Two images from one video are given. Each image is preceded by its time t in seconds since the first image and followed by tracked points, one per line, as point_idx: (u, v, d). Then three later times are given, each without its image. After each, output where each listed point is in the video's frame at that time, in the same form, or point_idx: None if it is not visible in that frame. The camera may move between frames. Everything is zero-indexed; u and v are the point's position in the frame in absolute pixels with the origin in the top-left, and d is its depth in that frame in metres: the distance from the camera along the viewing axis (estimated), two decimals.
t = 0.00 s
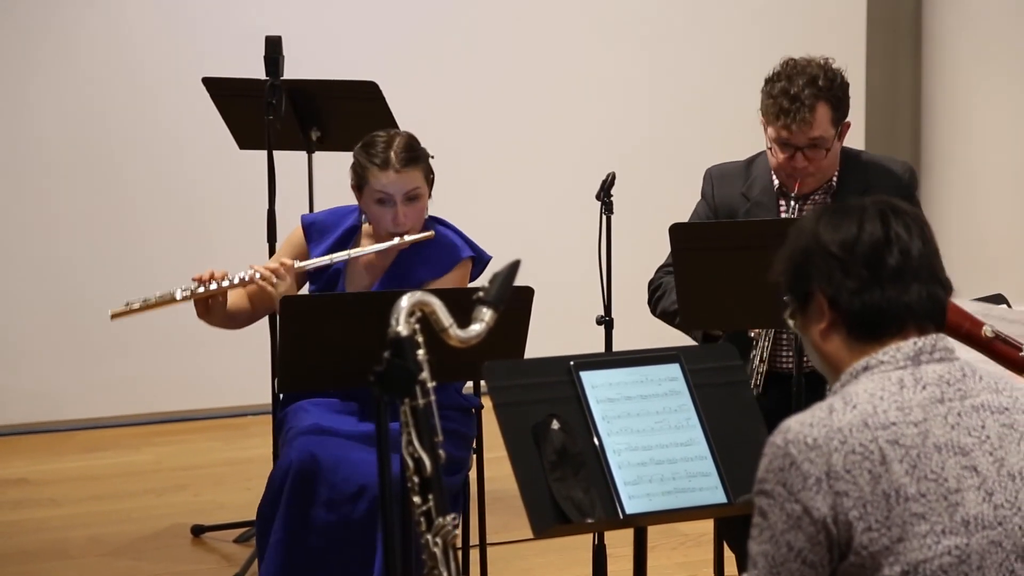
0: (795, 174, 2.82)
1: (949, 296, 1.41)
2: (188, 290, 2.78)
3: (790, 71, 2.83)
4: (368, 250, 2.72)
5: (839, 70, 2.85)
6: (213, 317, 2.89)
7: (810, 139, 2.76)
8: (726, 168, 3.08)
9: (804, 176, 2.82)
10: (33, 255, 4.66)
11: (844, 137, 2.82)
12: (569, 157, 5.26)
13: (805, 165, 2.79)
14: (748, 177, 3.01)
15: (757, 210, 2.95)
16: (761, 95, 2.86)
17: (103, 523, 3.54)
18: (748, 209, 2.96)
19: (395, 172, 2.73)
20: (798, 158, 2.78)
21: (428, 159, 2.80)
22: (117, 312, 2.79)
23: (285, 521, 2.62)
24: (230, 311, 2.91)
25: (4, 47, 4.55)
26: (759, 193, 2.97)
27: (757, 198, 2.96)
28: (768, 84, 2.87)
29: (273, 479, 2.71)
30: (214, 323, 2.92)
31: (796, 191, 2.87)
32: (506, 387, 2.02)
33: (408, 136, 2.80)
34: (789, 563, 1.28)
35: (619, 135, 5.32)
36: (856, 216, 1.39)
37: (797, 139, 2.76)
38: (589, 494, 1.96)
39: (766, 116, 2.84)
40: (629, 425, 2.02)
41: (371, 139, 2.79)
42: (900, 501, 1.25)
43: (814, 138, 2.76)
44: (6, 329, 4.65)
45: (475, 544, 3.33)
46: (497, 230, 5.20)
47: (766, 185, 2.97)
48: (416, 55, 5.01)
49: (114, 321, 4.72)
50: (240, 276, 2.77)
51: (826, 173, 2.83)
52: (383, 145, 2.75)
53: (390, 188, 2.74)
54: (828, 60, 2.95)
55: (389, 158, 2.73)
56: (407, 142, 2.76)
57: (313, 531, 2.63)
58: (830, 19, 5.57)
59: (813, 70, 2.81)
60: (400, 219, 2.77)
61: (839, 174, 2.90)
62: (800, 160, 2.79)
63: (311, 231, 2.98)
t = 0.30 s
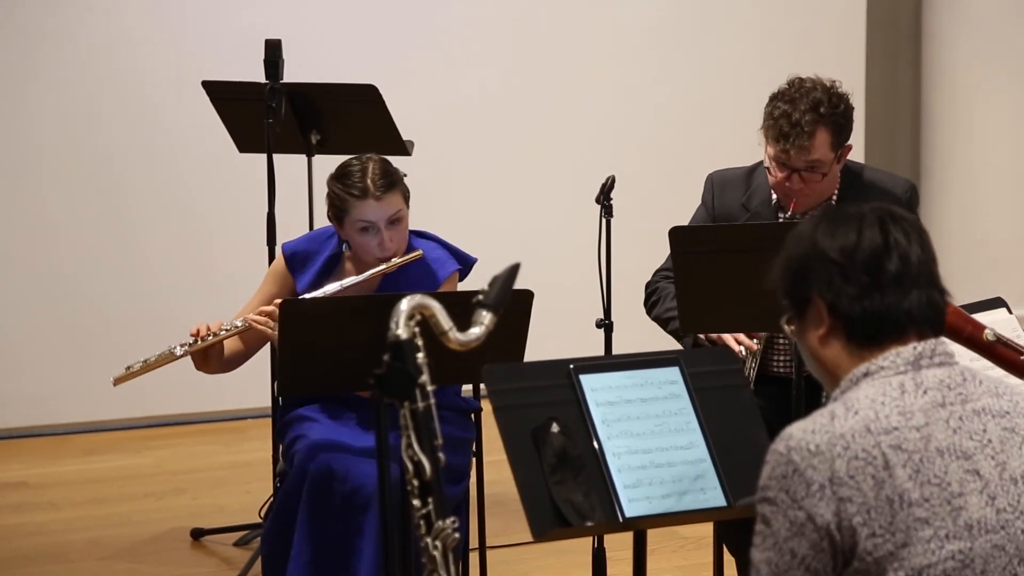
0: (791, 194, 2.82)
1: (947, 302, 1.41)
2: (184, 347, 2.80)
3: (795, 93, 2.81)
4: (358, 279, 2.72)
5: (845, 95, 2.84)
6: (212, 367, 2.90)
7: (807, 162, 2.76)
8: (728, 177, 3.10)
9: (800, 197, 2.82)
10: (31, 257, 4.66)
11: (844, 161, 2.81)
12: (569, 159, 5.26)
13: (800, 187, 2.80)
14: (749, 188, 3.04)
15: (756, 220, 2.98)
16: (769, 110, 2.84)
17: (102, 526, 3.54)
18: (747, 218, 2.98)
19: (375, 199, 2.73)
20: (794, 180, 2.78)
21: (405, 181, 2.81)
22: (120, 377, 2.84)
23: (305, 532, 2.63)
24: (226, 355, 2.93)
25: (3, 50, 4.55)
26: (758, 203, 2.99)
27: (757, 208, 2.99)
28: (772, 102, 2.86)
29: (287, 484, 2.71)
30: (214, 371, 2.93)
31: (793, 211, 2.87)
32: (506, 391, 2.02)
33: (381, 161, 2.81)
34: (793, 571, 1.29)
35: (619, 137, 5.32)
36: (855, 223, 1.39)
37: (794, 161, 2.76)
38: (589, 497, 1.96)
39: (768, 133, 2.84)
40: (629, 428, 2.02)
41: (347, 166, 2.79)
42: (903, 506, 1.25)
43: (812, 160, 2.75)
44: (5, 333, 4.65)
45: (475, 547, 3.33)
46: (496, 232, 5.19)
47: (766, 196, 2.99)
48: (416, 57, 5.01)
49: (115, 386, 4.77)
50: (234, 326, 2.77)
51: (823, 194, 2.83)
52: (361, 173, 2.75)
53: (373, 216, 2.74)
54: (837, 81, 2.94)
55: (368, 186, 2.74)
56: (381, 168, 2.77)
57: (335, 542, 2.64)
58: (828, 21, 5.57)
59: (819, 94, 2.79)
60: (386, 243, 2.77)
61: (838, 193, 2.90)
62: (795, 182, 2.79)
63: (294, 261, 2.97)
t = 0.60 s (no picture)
0: (796, 152, 2.83)
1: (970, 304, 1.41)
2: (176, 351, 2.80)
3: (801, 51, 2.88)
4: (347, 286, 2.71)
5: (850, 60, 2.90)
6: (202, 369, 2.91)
7: (813, 113, 2.79)
8: (733, 159, 3.08)
9: (806, 155, 2.83)
10: (30, 256, 4.66)
11: (850, 123, 2.84)
12: (568, 159, 5.26)
13: (806, 143, 2.81)
14: (753, 166, 3.02)
15: (760, 198, 2.95)
16: (773, 71, 2.90)
17: (101, 528, 3.54)
18: (751, 197, 2.96)
19: (372, 208, 2.73)
20: (801, 134, 2.81)
21: (401, 188, 2.81)
22: (111, 381, 2.85)
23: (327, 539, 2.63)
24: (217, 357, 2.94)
25: (3, 52, 4.56)
26: (763, 179, 2.97)
27: (761, 184, 2.96)
28: (774, 67, 2.93)
29: (296, 492, 2.69)
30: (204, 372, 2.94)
31: (796, 172, 2.87)
32: (506, 392, 2.01)
33: (377, 167, 2.80)
34: (791, 566, 1.30)
35: (619, 137, 5.32)
36: (884, 217, 1.38)
37: (800, 112, 2.80)
38: (589, 499, 1.96)
39: (774, 93, 2.89)
40: (629, 429, 2.02)
41: (342, 172, 2.79)
42: (909, 509, 1.25)
43: (819, 113, 2.80)
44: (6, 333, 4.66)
45: (475, 549, 3.33)
46: (496, 233, 5.19)
47: (770, 173, 2.97)
48: (416, 57, 5.01)
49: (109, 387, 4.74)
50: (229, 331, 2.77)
51: (827, 156, 2.84)
52: (358, 179, 2.75)
53: (369, 223, 2.74)
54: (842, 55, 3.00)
55: (365, 194, 2.73)
56: (379, 176, 2.76)
57: (353, 545, 2.65)
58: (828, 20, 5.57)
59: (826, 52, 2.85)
60: (381, 250, 2.78)
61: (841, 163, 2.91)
62: (802, 138, 2.81)
63: (283, 261, 2.97)
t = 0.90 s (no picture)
0: (807, 137, 2.87)
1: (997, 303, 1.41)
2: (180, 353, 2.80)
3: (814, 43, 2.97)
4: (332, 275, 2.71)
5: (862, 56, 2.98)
6: (207, 376, 2.90)
7: (825, 97, 2.86)
8: (739, 157, 3.13)
9: (816, 139, 2.86)
10: (33, 256, 4.66)
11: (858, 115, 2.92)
12: (569, 159, 5.26)
13: (817, 126, 2.86)
14: (761, 163, 3.06)
15: (768, 192, 3.00)
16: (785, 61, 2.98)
17: (101, 529, 3.54)
18: (759, 191, 3.00)
19: (354, 189, 2.74)
20: (812, 117, 2.86)
21: (381, 170, 2.82)
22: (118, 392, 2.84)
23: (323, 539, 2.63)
24: (220, 365, 2.94)
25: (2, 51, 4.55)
26: (771, 175, 3.02)
27: (769, 180, 3.01)
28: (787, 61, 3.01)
29: (295, 493, 2.69)
30: (209, 380, 2.93)
31: (806, 160, 2.88)
32: (506, 393, 2.01)
33: (356, 152, 2.82)
34: (797, 553, 1.35)
35: (618, 138, 5.32)
36: (927, 209, 1.37)
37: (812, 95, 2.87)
38: (589, 500, 1.96)
39: (786, 81, 2.96)
40: (629, 430, 2.02)
41: (321, 159, 2.80)
42: (919, 506, 1.29)
43: (830, 96, 2.86)
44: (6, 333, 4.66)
45: (475, 549, 3.34)
46: (496, 232, 5.19)
47: (778, 168, 3.02)
48: (417, 56, 5.01)
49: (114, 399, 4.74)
50: (229, 327, 2.78)
51: (838, 144, 2.88)
52: (337, 163, 2.76)
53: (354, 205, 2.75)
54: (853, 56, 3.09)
55: (346, 176, 2.75)
56: (358, 158, 2.78)
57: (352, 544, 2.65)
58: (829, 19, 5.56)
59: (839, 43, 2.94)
60: (369, 232, 2.78)
61: (848, 158, 2.96)
62: (813, 121, 2.86)
63: (273, 262, 2.98)
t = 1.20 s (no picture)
0: (824, 146, 2.86)
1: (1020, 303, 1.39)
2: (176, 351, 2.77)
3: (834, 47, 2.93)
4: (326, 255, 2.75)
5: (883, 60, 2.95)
6: (205, 375, 2.86)
7: (845, 107, 2.84)
8: (750, 155, 3.10)
9: (834, 150, 2.86)
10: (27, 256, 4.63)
11: (877, 123, 2.91)
12: (568, 159, 5.23)
13: (836, 136, 2.84)
14: (772, 162, 3.04)
15: (779, 194, 2.98)
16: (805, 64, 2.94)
17: (97, 532, 3.51)
18: (770, 192, 2.99)
19: (334, 170, 2.76)
20: (831, 127, 2.84)
21: (359, 153, 2.86)
22: (116, 394, 2.80)
23: (315, 542, 2.60)
24: (219, 366, 2.90)
25: None
26: (783, 176, 2.99)
27: (780, 181, 2.99)
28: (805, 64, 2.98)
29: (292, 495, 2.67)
30: (208, 382, 2.89)
31: (821, 170, 2.89)
32: (507, 395, 1.98)
33: (333, 136, 2.85)
34: (808, 545, 1.33)
35: (618, 138, 5.29)
36: (946, 208, 1.35)
37: (833, 104, 2.84)
38: (590, 502, 1.93)
39: (804, 85, 2.93)
40: (631, 433, 1.99)
41: (299, 146, 2.83)
42: (932, 504, 1.27)
43: (850, 106, 2.84)
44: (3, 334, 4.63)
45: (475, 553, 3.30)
46: (495, 233, 5.17)
47: (791, 168, 3.00)
48: (416, 56, 4.99)
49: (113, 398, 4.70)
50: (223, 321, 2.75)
51: (854, 154, 2.88)
52: (315, 146, 2.79)
53: (336, 185, 2.77)
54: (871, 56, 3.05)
55: (326, 157, 2.78)
56: (335, 142, 2.81)
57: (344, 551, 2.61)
58: (829, 19, 5.54)
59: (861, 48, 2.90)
60: (354, 212, 2.80)
61: (862, 164, 2.93)
62: (832, 130, 2.85)
63: (263, 262, 2.95)
